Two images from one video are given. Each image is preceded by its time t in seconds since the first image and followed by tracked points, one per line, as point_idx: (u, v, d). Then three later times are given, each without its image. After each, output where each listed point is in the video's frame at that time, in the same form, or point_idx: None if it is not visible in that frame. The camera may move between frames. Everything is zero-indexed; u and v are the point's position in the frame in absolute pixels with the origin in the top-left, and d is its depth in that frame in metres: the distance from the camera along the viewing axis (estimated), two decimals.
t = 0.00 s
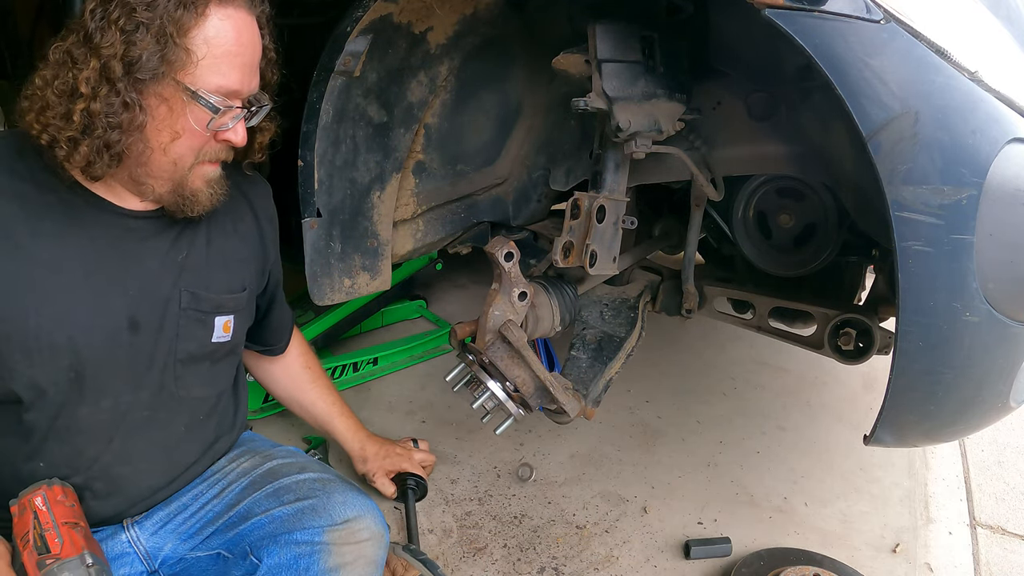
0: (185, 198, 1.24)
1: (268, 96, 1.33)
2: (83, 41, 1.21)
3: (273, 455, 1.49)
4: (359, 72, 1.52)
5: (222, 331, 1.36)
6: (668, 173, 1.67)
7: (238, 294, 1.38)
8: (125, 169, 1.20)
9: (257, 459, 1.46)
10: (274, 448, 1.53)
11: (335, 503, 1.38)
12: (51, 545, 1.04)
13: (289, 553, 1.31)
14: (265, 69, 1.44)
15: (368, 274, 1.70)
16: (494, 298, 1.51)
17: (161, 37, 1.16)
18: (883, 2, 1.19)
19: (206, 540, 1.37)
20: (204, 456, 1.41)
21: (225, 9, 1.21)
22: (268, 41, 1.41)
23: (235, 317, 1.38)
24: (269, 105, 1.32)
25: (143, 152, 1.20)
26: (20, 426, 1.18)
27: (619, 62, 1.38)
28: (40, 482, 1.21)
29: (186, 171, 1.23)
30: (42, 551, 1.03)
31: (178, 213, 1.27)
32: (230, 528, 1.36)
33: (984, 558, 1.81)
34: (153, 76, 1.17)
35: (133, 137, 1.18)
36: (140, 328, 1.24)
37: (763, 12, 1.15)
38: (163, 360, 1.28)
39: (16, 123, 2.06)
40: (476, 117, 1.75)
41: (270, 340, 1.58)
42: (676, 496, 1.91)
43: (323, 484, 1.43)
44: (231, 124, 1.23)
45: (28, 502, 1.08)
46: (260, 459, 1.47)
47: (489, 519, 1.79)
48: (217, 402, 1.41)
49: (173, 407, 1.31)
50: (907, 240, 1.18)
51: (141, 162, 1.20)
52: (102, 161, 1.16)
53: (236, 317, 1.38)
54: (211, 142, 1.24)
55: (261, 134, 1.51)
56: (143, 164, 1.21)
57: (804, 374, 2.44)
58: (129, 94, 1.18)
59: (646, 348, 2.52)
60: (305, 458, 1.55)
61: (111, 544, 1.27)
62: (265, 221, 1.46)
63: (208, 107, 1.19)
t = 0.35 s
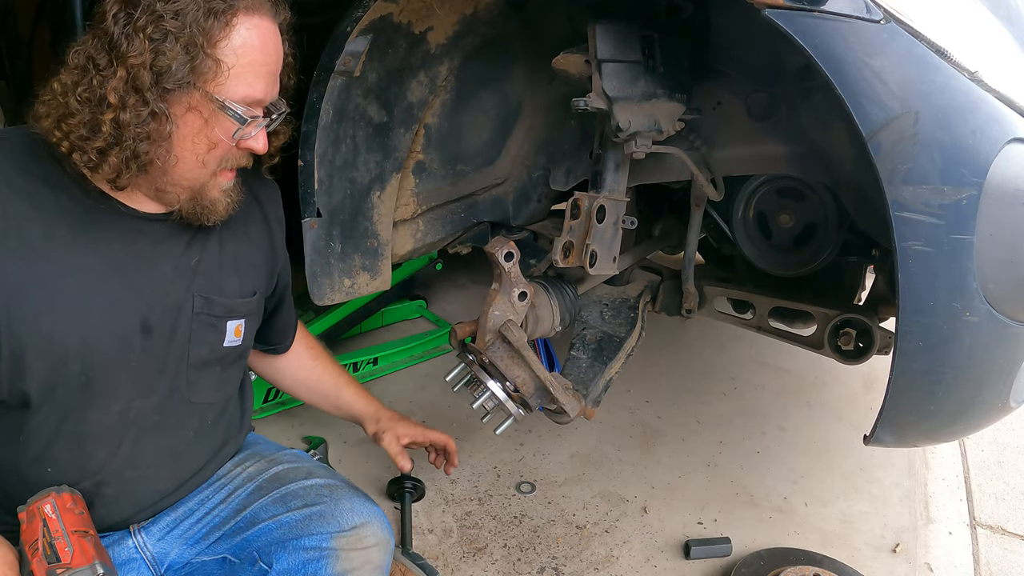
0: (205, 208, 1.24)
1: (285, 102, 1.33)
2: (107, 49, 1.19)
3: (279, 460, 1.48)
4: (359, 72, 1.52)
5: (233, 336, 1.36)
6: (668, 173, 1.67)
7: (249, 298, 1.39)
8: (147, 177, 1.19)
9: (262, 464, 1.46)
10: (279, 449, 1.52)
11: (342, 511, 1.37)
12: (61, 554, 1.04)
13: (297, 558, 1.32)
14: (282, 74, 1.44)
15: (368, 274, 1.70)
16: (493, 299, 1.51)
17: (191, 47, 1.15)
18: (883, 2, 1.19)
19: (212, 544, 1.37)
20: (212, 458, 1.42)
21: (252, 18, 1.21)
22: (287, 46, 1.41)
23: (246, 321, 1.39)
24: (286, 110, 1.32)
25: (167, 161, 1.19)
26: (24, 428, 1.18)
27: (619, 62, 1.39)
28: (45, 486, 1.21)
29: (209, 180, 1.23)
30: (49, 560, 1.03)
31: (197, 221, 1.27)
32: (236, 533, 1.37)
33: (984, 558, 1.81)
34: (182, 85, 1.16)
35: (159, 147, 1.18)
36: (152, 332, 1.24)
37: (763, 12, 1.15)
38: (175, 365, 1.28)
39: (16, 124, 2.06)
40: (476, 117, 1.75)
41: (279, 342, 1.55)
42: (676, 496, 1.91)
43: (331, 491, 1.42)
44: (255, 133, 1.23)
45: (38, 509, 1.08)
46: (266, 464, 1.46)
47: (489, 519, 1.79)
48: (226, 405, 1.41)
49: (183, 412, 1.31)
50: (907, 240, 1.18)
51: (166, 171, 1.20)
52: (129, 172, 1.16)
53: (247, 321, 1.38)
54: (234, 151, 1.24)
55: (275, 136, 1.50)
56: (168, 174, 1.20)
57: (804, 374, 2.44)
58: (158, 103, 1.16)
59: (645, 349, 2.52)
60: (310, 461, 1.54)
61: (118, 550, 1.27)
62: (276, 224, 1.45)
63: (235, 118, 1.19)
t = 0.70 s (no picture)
0: (204, 208, 1.24)
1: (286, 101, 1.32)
2: (104, 51, 1.19)
3: (277, 460, 1.48)
4: (359, 72, 1.52)
5: (229, 341, 1.35)
6: (668, 173, 1.67)
7: (249, 303, 1.38)
8: (146, 178, 1.19)
9: (260, 464, 1.45)
10: (278, 450, 1.52)
11: (339, 512, 1.37)
12: (57, 555, 1.04)
13: (295, 559, 1.32)
14: (282, 73, 1.44)
15: (368, 274, 1.70)
16: (494, 297, 1.50)
17: (187, 46, 1.15)
18: (883, 2, 1.20)
19: (211, 545, 1.37)
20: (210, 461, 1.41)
21: (247, 15, 1.20)
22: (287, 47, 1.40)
23: (246, 326, 1.38)
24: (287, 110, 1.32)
25: (165, 162, 1.19)
26: (25, 429, 1.18)
27: (619, 62, 1.39)
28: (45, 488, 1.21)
29: (208, 180, 1.23)
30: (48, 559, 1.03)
31: (197, 222, 1.27)
32: (234, 535, 1.37)
33: (984, 558, 1.81)
34: (178, 85, 1.16)
35: (157, 148, 1.18)
36: (149, 336, 1.24)
37: (763, 12, 1.15)
38: (171, 369, 1.27)
39: (15, 123, 2.06)
40: (476, 117, 1.75)
41: (282, 347, 1.54)
42: (676, 496, 1.91)
43: (329, 491, 1.42)
44: (254, 131, 1.23)
45: (34, 509, 1.08)
46: (264, 465, 1.46)
47: (489, 519, 1.79)
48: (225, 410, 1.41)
49: (179, 416, 1.31)
50: (907, 240, 1.18)
51: (165, 172, 1.20)
52: (127, 173, 1.16)
53: (246, 327, 1.38)
54: (234, 150, 1.24)
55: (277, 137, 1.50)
56: (167, 174, 1.20)
57: (804, 374, 2.44)
58: (155, 103, 1.16)
59: (646, 349, 2.52)
60: (309, 461, 1.54)
61: (114, 552, 1.27)
62: (279, 227, 1.46)
63: (234, 116, 1.19)
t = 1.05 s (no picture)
0: (220, 216, 1.24)
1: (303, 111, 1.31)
2: (125, 55, 1.17)
3: (279, 460, 1.48)
4: (359, 72, 1.51)
5: (245, 345, 1.36)
6: (669, 173, 1.67)
7: (261, 308, 1.38)
8: (164, 185, 1.19)
9: (263, 465, 1.46)
10: (281, 450, 1.52)
11: (341, 514, 1.37)
12: (61, 557, 1.03)
13: (297, 560, 1.32)
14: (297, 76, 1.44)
15: (368, 274, 1.71)
16: (492, 300, 1.51)
17: (210, 56, 1.13)
18: (883, 2, 1.19)
19: (213, 546, 1.38)
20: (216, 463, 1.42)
21: (271, 26, 1.18)
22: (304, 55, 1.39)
23: (258, 332, 1.38)
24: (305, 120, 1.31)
25: (184, 170, 1.18)
26: (30, 429, 1.18)
27: (619, 62, 1.39)
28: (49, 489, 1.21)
29: (226, 189, 1.22)
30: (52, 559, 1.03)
31: (213, 229, 1.27)
32: (236, 535, 1.37)
33: (984, 558, 1.81)
34: (200, 94, 1.14)
35: (177, 156, 1.16)
36: (164, 340, 1.24)
37: (763, 12, 1.15)
38: (184, 373, 1.28)
39: (15, 123, 2.06)
40: (476, 117, 1.75)
41: (292, 353, 1.54)
42: (676, 496, 1.91)
43: (330, 492, 1.42)
44: (274, 142, 1.22)
45: (38, 511, 1.08)
46: (266, 466, 1.46)
47: (489, 519, 1.79)
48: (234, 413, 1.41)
49: (187, 419, 1.30)
50: (907, 240, 1.18)
51: (183, 180, 1.19)
52: (146, 181, 1.16)
53: (258, 331, 1.38)
54: (253, 160, 1.23)
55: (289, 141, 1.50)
56: (185, 182, 1.19)
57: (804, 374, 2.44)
58: (176, 113, 1.15)
59: (645, 349, 2.52)
60: (312, 461, 1.54)
61: (117, 552, 1.27)
62: (289, 230, 1.46)
63: (254, 127, 1.17)
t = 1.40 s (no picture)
0: (223, 220, 1.24)
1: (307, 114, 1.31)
2: (127, 60, 1.17)
3: (280, 461, 1.48)
4: (359, 72, 1.51)
5: (246, 350, 1.35)
6: (668, 173, 1.67)
7: (262, 312, 1.38)
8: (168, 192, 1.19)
9: (263, 466, 1.46)
10: (281, 451, 1.52)
11: (340, 515, 1.36)
12: (60, 559, 1.03)
13: (297, 561, 1.31)
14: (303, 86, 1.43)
15: (368, 274, 1.71)
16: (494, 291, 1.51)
17: (212, 60, 1.13)
18: (883, 2, 1.19)
19: (213, 547, 1.37)
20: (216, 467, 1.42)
21: (273, 28, 1.18)
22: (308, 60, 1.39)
23: (260, 336, 1.38)
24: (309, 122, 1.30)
25: (187, 175, 1.18)
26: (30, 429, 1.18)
27: (619, 62, 1.39)
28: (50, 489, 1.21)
29: (229, 193, 1.22)
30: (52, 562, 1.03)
31: (217, 234, 1.27)
32: (235, 536, 1.37)
33: (984, 558, 1.81)
34: (202, 98, 1.14)
35: (180, 162, 1.16)
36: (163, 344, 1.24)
37: (763, 12, 1.15)
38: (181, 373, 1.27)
39: (15, 123, 2.06)
40: (475, 117, 1.75)
41: (289, 352, 1.54)
42: (676, 496, 1.91)
43: (331, 494, 1.41)
44: (277, 146, 1.22)
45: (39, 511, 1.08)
46: (266, 467, 1.46)
47: (489, 519, 1.79)
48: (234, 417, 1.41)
49: (186, 419, 1.31)
50: (907, 240, 1.18)
51: (186, 185, 1.19)
52: (149, 186, 1.16)
53: (260, 336, 1.37)
54: (256, 164, 1.23)
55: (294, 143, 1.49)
56: (188, 188, 1.19)
57: (804, 374, 2.44)
58: (179, 117, 1.15)
59: (645, 349, 2.52)
60: (313, 462, 1.54)
61: (117, 552, 1.28)
62: (294, 234, 1.46)
63: (258, 131, 1.17)
